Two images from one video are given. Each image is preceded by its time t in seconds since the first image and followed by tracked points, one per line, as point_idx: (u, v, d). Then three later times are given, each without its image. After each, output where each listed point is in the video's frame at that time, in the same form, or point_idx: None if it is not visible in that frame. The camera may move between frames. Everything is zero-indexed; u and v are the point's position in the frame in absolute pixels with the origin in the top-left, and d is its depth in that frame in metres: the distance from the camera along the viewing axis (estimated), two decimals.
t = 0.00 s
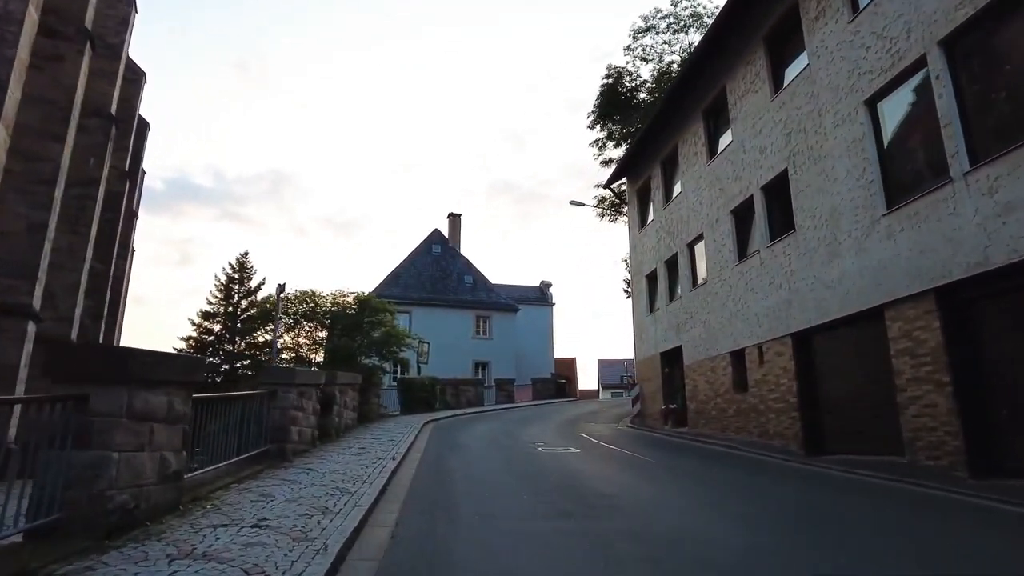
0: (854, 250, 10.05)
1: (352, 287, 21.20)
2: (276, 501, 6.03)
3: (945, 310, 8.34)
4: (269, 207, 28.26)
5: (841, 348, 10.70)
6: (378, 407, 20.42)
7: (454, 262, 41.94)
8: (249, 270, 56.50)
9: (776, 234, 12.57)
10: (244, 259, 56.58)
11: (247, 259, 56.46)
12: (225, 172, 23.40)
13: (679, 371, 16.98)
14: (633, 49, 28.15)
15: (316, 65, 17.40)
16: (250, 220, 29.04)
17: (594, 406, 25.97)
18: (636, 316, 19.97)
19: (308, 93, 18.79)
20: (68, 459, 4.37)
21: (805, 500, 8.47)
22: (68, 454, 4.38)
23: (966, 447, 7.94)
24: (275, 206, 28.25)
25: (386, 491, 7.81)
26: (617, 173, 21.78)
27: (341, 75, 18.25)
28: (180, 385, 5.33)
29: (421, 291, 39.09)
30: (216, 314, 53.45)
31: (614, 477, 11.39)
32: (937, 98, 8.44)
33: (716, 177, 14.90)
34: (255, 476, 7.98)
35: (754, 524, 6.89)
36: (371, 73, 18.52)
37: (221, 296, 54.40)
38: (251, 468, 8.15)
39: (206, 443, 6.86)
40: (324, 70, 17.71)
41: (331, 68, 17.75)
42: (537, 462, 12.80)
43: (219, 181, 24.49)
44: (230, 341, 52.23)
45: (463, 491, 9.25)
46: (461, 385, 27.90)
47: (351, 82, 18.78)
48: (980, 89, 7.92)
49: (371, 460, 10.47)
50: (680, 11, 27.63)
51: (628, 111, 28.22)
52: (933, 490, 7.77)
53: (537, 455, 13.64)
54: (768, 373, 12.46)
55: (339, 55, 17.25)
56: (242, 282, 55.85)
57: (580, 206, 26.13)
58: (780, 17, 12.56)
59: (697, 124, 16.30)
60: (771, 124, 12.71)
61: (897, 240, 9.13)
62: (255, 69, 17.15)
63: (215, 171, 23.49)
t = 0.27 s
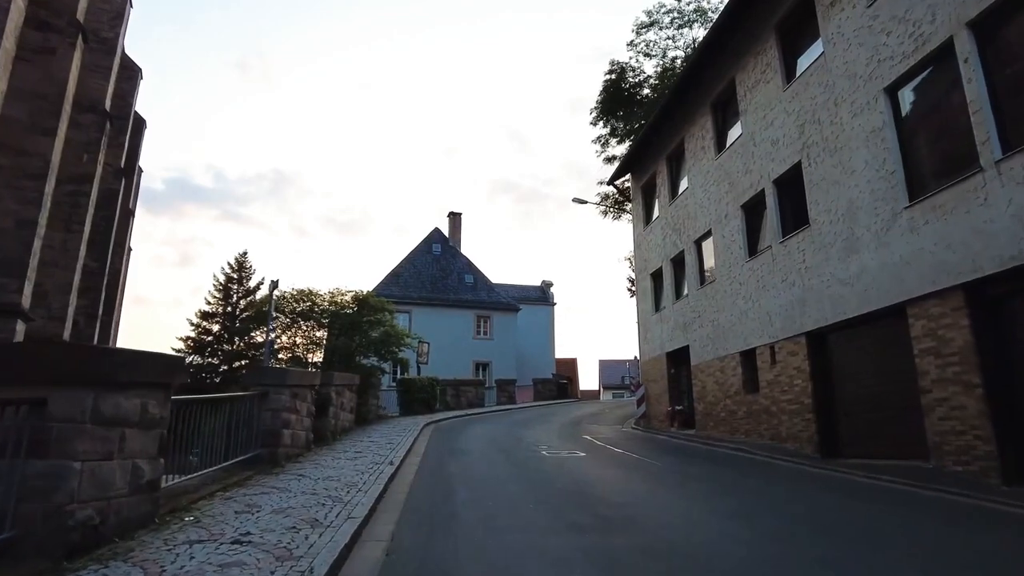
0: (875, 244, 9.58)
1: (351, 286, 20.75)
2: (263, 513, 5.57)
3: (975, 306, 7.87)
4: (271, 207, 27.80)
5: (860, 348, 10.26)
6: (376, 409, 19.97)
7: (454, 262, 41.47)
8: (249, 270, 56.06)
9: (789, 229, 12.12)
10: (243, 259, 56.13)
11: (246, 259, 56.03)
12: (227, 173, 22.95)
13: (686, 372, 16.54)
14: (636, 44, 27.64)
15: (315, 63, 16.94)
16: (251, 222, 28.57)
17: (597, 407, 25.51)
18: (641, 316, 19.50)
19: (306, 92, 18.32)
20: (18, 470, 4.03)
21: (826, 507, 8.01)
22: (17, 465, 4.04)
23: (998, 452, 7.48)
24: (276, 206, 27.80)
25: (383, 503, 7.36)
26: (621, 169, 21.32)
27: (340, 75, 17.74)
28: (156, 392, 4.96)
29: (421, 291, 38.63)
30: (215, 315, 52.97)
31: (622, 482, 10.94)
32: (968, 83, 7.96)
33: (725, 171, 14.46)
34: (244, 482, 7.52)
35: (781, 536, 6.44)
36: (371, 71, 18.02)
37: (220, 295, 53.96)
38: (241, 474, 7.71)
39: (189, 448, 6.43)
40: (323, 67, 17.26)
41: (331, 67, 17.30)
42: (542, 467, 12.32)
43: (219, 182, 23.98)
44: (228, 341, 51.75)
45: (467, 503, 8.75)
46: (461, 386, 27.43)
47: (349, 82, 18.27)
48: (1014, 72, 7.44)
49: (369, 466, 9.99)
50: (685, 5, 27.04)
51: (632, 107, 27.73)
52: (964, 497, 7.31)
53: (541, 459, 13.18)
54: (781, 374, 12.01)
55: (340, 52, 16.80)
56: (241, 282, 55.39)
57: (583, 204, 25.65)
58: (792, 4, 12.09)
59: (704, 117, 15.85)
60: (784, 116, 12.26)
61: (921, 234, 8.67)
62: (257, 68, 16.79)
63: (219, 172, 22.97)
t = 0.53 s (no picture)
0: (898, 241, 9.09)
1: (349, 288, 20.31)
2: (246, 533, 5.06)
3: (1013, 307, 7.37)
4: (272, 211, 27.38)
5: (883, 351, 9.76)
6: (375, 414, 19.45)
7: (455, 264, 40.99)
8: (247, 273, 55.54)
9: (805, 227, 11.64)
10: (241, 261, 55.60)
11: (245, 261, 55.52)
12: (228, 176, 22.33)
13: (694, 376, 16.07)
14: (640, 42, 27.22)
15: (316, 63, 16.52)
16: (253, 227, 28.06)
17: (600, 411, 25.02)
18: (647, 318, 19.01)
19: (306, 94, 17.87)
20: None
21: (856, 521, 7.48)
22: None
23: None
24: (277, 209, 27.37)
25: (380, 519, 6.85)
26: (626, 168, 20.85)
27: (339, 74, 17.31)
28: (125, 400, 4.56)
29: (421, 293, 38.12)
30: (213, 318, 52.39)
31: (631, 492, 10.43)
32: (1003, 69, 7.48)
33: (736, 168, 13.98)
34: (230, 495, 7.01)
35: (811, 552, 5.96)
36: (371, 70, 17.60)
37: (218, 298, 53.45)
38: (227, 486, 7.20)
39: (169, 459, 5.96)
40: (324, 68, 16.83)
41: (332, 68, 16.90)
42: (545, 476, 11.83)
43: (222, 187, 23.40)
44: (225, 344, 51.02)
45: (469, 516, 8.27)
46: (462, 390, 26.91)
47: (349, 80, 17.84)
48: None
49: (365, 472, 9.52)
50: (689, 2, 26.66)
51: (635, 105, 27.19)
52: (1004, 511, 6.81)
53: (545, 467, 12.68)
54: (797, 378, 11.50)
55: (341, 52, 16.38)
56: (240, 285, 54.83)
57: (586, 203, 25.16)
58: None
59: (713, 113, 15.39)
60: (798, 110, 11.77)
61: (950, 230, 8.17)
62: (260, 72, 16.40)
63: (220, 175, 22.24)
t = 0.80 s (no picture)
0: (927, 232, 8.56)
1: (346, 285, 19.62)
2: (226, 547, 4.54)
3: None
4: (273, 213, 26.92)
5: (910, 348, 9.24)
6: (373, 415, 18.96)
7: (455, 264, 40.46)
8: (246, 273, 55.08)
9: (823, 219, 11.12)
10: (240, 261, 55.29)
11: (244, 261, 55.04)
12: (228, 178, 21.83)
13: (703, 376, 15.57)
14: (644, 37, 26.65)
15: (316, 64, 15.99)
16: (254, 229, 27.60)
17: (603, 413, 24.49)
18: (654, 316, 18.50)
19: (305, 93, 17.31)
20: None
21: (883, 519, 7.01)
22: None
23: None
24: (278, 211, 26.92)
25: (377, 527, 6.32)
26: (631, 163, 20.34)
27: (339, 74, 16.74)
28: (88, 398, 4.09)
29: (422, 293, 37.61)
30: (212, 319, 51.92)
31: (640, 495, 9.91)
32: None
33: (749, 159, 13.47)
34: (214, 502, 6.48)
35: (848, 556, 5.47)
36: (371, 71, 17.02)
37: (217, 298, 52.99)
38: (212, 492, 6.68)
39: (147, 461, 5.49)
40: (323, 67, 16.27)
41: (333, 68, 16.38)
42: (551, 479, 11.34)
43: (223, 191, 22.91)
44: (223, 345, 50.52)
45: (473, 523, 7.75)
46: (463, 391, 26.39)
47: (348, 82, 17.25)
48: None
49: (363, 475, 9.03)
50: None
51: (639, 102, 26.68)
52: None
53: (551, 470, 12.16)
54: (815, 377, 10.98)
55: (340, 52, 15.78)
56: (239, 285, 54.35)
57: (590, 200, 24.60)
58: None
59: (724, 104, 14.89)
60: (816, 96, 11.24)
61: (986, 219, 7.65)
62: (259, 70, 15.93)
63: (220, 176, 21.72)
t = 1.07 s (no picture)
0: (957, 224, 8.10)
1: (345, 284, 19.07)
2: (205, 566, 4.08)
3: None
4: (273, 215, 26.48)
5: (937, 348, 8.78)
6: (373, 417, 18.53)
7: (456, 263, 39.99)
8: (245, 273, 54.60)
9: (841, 212, 10.68)
10: (239, 261, 54.80)
11: (243, 261, 54.54)
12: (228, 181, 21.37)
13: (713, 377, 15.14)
14: (648, 32, 26.03)
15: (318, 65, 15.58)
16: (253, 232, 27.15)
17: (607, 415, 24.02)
18: (660, 316, 18.04)
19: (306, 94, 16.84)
20: None
21: (920, 537, 6.54)
22: None
23: None
24: (278, 214, 26.48)
25: (375, 540, 5.88)
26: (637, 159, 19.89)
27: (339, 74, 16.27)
28: (46, 399, 3.65)
29: (422, 293, 37.14)
30: (210, 319, 51.41)
31: (651, 503, 9.47)
32: None
33: (762, 152, 13.02)
34: (199, 512, 6.01)
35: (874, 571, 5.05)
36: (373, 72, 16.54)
37: (215, 299, 52.50)
38: (197, 501, 6.23)
39: (144, 464, 5.36)
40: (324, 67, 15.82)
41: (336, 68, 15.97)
42: (557, 483, 10.86)
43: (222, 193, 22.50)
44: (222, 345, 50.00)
45: (475, 531, 7.29)
46: (464, 392, 25.93)
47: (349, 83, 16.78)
48: None
49: (360, 481, 8.56)
50: None
51: (644, 98, 26.15)
52: None
53: (557, 474, 11.71)
54: (832, 378, 10.54)
55: (341, 52, 15.35)
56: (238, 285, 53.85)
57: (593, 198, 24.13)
58: None
59: (734, 96, 14.45)
60: (833, 85, 10.80)
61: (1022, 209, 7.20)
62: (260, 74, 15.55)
63: (220, 178, 21.28)
